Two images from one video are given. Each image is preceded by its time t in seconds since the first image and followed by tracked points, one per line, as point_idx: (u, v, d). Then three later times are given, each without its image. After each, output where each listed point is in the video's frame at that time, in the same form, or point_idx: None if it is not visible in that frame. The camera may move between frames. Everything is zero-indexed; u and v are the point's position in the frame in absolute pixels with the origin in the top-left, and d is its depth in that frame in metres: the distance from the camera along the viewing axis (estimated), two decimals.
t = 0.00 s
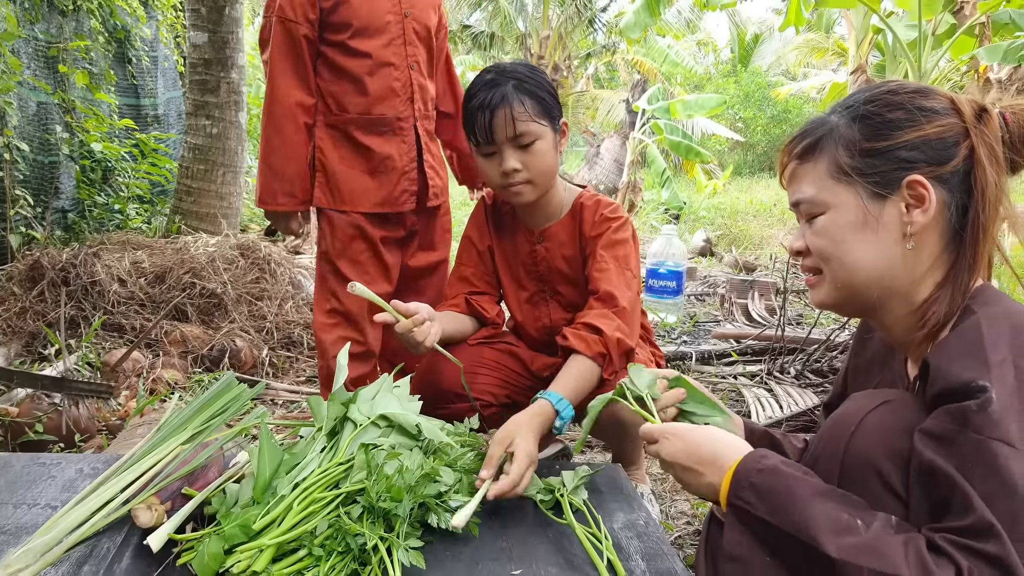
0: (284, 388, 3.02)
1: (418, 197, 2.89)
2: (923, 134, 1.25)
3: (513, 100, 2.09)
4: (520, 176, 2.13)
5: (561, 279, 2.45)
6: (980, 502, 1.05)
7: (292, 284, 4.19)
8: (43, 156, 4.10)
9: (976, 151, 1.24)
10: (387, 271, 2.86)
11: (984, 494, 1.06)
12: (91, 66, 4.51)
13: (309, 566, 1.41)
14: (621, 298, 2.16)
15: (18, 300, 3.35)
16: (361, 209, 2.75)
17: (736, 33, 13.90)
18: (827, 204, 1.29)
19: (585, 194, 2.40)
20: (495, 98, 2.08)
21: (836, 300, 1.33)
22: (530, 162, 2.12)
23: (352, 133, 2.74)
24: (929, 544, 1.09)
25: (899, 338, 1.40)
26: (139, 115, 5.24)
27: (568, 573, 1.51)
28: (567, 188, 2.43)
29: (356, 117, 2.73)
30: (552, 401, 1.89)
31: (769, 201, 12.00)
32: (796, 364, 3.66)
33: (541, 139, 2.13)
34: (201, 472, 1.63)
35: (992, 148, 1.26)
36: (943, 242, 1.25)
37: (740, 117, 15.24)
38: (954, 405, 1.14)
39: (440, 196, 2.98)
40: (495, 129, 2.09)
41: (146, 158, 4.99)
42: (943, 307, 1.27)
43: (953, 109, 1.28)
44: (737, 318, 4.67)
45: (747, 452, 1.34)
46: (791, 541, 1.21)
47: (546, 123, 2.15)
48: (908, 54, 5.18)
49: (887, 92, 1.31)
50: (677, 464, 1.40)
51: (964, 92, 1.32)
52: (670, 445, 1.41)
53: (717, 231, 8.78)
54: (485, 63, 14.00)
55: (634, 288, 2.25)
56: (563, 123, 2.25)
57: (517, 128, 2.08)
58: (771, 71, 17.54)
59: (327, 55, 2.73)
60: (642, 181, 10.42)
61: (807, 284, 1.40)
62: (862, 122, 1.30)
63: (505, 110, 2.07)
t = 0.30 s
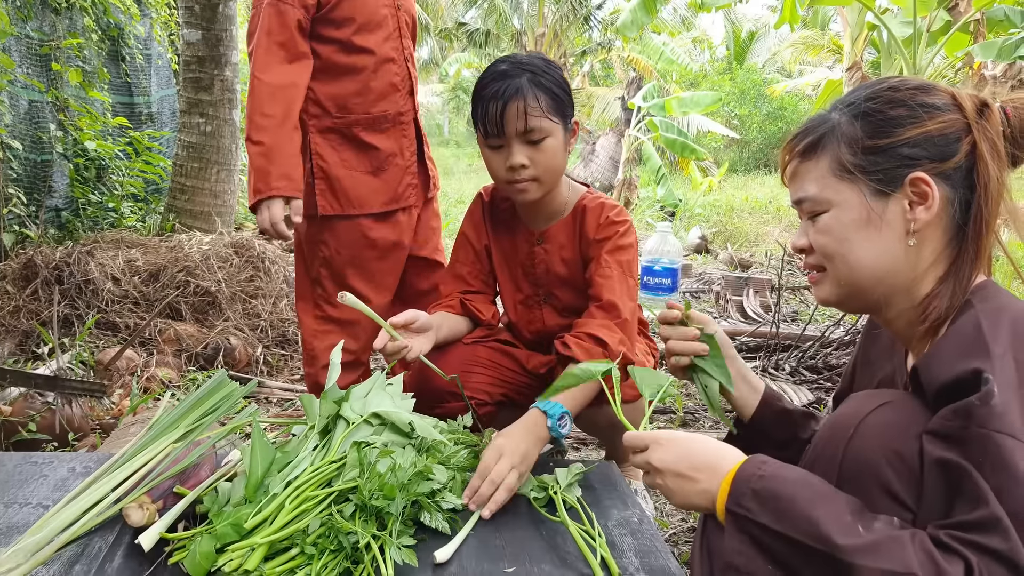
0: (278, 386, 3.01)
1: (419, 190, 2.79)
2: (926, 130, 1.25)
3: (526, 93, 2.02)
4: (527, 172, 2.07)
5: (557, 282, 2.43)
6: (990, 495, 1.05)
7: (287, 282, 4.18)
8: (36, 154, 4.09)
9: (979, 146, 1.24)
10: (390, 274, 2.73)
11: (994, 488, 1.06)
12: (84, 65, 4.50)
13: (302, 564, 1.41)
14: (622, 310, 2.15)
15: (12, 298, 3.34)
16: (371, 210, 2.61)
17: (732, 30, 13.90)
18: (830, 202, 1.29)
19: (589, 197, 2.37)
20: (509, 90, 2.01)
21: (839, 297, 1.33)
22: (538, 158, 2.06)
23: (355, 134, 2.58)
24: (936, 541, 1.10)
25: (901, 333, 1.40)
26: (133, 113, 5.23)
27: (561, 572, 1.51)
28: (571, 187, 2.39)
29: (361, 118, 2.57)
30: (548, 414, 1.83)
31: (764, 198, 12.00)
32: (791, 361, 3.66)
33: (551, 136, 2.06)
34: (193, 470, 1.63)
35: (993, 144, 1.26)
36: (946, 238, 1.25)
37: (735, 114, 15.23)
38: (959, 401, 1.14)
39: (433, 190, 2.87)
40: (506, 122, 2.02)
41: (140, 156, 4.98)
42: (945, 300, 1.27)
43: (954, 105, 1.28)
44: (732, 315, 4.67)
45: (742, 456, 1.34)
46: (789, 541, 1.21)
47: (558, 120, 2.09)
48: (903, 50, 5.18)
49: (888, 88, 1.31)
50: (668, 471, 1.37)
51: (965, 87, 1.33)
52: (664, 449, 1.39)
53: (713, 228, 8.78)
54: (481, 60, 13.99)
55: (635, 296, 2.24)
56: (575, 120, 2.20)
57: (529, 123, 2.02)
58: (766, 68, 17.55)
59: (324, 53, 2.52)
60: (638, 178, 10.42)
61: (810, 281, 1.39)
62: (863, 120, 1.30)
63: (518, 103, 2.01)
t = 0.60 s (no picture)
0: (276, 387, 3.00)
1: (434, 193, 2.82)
2: (929, 124, 1.25)
3: (584, 95, 1.95)
4: (571, 177, 2.01)
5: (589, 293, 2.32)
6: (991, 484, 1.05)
7: (285, 283, 4.18)
8: (32, 158, 4.08)
9: (983, 141, 1.24)
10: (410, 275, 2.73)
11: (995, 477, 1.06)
12: (80, 67, 4.49)
13: (298, 566, 1.41)
14: (664, 336, 2.04)
15: (9, 301, 3.33)
16: (401, 209, 2.59)
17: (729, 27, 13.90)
18: (833, 194, 1.29)
19: (636, 202, 2.25)
20: (566, 89, 1.95)
21: (842, 290, 1.33)
22: (583, 164, 2.00)
23: (391, 133, 2.57)
24: (937, 531, 1.10)
25: (903, 328, 1.39)
26: (129, 115, 5.23)
27: (560, 570, 1.51)
28: (619, 188, 2.27)
29: (398, 118, 2.56)
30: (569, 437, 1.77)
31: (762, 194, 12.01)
32: (790, 358, 3.66)
33: (602, 143, 2.00)
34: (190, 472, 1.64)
35: (998, 138, 1.26)
36: (949, 232, 1.25)
37: (732, 111, 15.21)
38: (958, 391, 1.15)
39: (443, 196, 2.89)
40: (557, 121, 1.96)
41: (137, 158, 4.98)
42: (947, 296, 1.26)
43: (959, 100, 1.28)
44: (730, 312, 4.67)
45: (743, 451, 1.34)
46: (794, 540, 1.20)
47: (614, 126, 2.01)
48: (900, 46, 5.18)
49: (894, 83, 1.31)
50: (671, 466, 1.37)
51: (970, 82, 1.33)
52: (668, 446, 1.39)
53: (710, 225, 8.78)
54: (477, 59, 13.98)
55: (676, 318, 2.12)
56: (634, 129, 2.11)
57: (581, 126, 1.95)
58: (763, 64, 17.55)
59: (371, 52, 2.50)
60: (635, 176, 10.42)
61: (813, 274, 1.39)
62: (868, 113, 1.30)
63: (572, 104, 1.94)
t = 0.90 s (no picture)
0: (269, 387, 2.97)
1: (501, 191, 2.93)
2: (904, 131, 1.25)
3: (588, 100, 1.91)
4: (574, 182, 1.99)
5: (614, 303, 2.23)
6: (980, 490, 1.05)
7: (279, 282, 4.16)
8: (24, 155, 4.05)
9: (956, 149, 1.23)
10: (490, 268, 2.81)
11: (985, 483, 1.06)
12: (74, 65, 4.47)
13: (288, 568, 1.40)
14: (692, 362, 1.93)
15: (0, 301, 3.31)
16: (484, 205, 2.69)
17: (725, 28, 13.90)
18: (808, 199, 1.27)
19: (674, 214, 2.11)
20: (568, 94, 1.93)
21: (815, 296, 1.32)
22: (588, 170, 1.96)
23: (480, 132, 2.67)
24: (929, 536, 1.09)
25: (877, 332, 1.39)
26: (123, 113, 5.21)
27: (552, 572, 1.50)
28: (657, 197, 2.14)
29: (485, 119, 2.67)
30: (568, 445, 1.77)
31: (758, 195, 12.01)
32: (784, 358, 3.66)
33: (607, 150, 1.94)
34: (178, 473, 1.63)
35: (972, 146, 1.25)
36: (922, 238, 1.24)
37: (729, 112, 15.19)
38: (942, 398, 1.14)
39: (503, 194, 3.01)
40: (560, 125, 1.94)
41: (131, 156, 4.95)
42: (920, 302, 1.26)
43: (933, 107, 1.28)
44: (725, 313, 4.67)
45: (736, 451, 1.31)
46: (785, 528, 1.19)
47: (625, 134, 1.95)
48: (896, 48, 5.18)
49: (870, 89, 1.30)
50: (664, 459, 1.35)
51: (944, 89, 1.32)
52: (662, 441, 1.37)
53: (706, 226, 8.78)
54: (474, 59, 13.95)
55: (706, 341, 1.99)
56: (656, 138, 2.02)
57: (582, 131, 1.92)
58: (759, 65, 17.56)
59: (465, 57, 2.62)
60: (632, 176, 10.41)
61: (787, 279, 1.38)
62: (844, 119, 1.29)
63: (573, 108, 1.92)
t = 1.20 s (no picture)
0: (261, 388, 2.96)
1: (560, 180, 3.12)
2: (900, 137, 1.25)
3: (555, 130, 1.92)
4: (539, 211, 1.99)
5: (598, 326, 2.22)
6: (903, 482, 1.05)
7: (271, 283, 4.16)
8: (16, 156, 4.03)
9: (951, 152, 1.25)
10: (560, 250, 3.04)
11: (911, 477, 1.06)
12: (67, 65, 4.46)
13: (282, 569, 1.40)
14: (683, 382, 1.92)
15: None
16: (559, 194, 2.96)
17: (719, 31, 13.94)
18: (804, 208, 1.28)
19: (645, 233, 2.12)
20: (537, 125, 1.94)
21: (812, 303, 1.32)
22: (553, 200, 1.96)
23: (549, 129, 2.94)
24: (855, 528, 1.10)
25: (875, 334, 1.40)
26: (116, 113, 5.19)
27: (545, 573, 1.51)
28: (624, 219, 2.14)
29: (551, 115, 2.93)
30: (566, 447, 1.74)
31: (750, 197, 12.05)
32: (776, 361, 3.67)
33: (573, 180, 1.95)
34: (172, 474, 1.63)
35: (965, 148, 1.28)
36: (919, 244, 1.25)
37: (721, 115, 15.22)
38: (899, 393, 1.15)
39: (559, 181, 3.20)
40: (528, 152, 1.95)
41: (124, 157, 4.94)
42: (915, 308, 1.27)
43: (927, 110, 1.29)
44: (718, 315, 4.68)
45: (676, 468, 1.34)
46: (710, 531, 1.19)
47: (590, 165, 1.95)
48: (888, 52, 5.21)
49: (863, 94, 1.31)
50: (607, 463, 1.37)
51: (936, 90, 1.33)
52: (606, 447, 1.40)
53: (699, 228, 8.80)
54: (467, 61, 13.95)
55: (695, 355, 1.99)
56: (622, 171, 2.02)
57: (548, 160, 1.93)
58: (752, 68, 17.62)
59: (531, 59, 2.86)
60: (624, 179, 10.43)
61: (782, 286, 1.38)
62: (839, 126, 1.30)
63: (540, 138, 1.93)
